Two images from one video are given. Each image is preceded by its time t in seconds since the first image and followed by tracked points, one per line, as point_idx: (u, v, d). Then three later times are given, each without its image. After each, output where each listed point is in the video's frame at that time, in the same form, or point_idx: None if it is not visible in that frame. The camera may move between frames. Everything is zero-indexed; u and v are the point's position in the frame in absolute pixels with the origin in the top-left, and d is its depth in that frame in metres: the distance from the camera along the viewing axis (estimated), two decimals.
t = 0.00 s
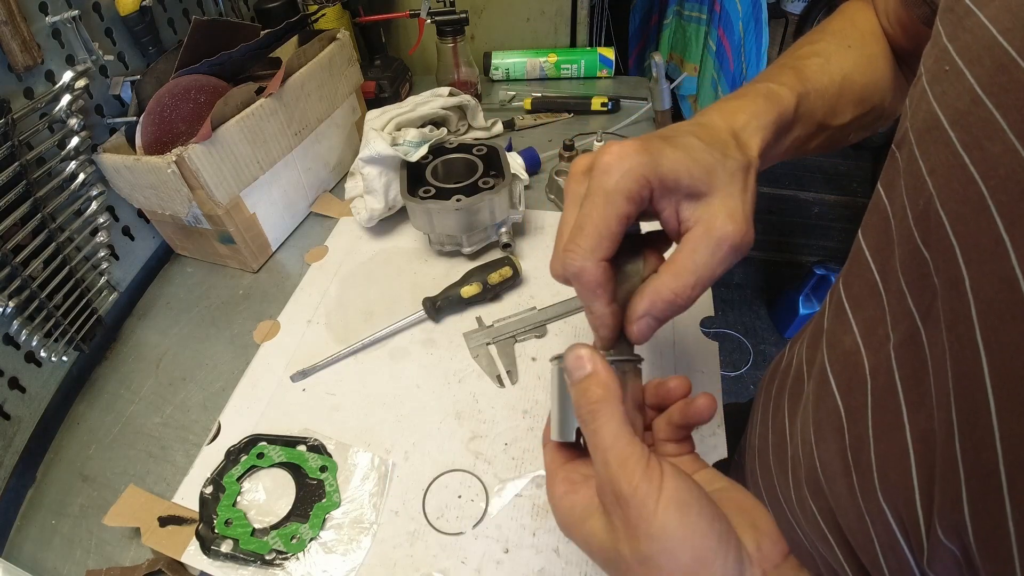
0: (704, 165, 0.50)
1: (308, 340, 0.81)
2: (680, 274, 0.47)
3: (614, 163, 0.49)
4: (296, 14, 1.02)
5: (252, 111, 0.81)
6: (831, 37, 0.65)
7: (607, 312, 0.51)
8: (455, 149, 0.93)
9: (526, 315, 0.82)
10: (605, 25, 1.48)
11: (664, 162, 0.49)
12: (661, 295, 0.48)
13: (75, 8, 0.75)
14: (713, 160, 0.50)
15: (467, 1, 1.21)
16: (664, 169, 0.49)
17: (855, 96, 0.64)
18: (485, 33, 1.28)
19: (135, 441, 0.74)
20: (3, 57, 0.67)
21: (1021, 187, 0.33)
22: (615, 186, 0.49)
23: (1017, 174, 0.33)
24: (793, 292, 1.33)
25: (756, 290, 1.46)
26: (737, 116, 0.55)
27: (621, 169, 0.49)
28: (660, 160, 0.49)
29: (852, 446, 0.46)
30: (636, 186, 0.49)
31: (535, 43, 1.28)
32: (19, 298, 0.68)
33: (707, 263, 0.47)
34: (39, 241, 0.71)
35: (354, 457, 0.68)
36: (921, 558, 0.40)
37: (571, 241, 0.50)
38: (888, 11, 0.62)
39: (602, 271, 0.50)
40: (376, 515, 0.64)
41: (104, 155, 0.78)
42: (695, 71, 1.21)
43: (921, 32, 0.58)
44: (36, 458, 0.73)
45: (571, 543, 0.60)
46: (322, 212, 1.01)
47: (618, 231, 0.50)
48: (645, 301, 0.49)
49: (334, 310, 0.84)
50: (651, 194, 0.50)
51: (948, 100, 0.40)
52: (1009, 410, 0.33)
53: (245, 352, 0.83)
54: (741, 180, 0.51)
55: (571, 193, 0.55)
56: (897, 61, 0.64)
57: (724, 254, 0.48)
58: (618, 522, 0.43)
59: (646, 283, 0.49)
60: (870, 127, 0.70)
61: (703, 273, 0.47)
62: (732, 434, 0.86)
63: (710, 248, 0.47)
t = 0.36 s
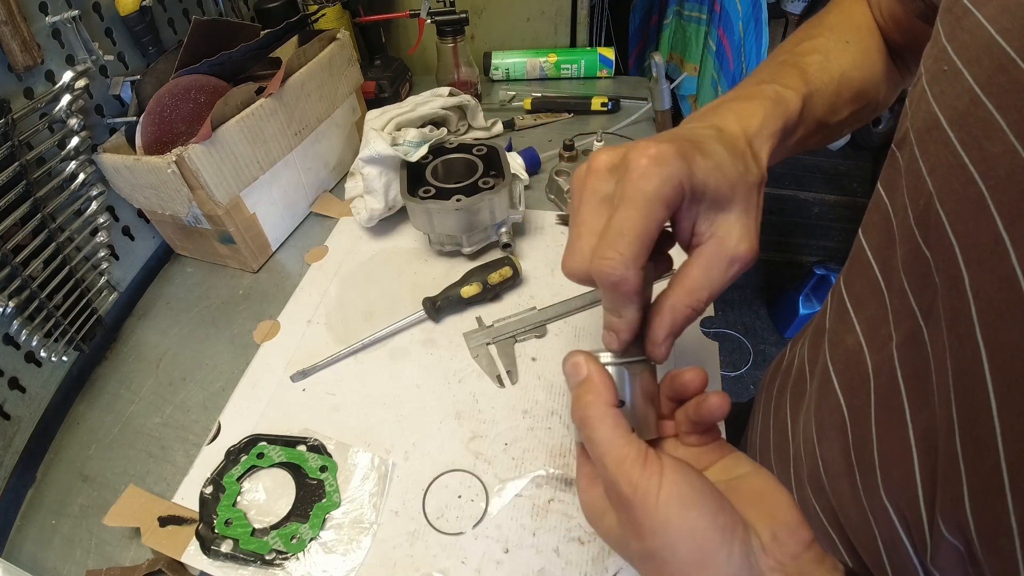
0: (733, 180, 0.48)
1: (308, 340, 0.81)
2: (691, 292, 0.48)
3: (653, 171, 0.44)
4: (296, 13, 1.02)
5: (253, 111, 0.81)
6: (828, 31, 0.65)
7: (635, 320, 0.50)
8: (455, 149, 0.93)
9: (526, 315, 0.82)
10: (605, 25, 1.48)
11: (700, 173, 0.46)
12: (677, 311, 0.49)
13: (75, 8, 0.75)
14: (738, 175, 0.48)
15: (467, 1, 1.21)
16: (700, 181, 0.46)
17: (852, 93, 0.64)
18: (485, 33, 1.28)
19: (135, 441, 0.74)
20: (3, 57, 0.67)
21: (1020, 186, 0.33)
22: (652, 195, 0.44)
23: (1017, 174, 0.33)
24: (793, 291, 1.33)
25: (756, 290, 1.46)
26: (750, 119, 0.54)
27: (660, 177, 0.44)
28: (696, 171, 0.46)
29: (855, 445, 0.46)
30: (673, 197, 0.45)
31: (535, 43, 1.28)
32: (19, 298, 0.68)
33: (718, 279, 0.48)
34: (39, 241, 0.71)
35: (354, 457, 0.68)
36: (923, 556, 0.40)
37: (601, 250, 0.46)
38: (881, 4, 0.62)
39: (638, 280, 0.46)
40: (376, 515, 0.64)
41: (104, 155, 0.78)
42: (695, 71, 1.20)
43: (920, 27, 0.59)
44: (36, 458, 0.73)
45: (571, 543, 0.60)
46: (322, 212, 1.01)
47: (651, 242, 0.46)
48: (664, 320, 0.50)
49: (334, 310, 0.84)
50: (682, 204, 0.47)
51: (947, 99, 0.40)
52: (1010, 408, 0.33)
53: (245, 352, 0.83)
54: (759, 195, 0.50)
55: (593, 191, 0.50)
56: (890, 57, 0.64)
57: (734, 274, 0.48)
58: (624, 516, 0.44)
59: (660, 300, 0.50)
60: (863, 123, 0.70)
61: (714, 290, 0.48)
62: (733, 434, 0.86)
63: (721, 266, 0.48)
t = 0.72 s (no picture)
0: (710, 154, 0.48)
1: (308, 340, 0.81)
2: (683, 273, 0.48)
3: (620, 148, 0.47)
4: (296, 13, 1.02)
5: (253, 111, 0.81)
6: (821, 24, 0.65)
7: (621, 302, 0.50)
8: (455, 149, 0.93)
9: (526, 316, 0.82)
10: (605, 25, 1.48)
11: (671, 148, 0.47)
12: (670, 295, 0.48)
13: (75, 8, 0.75)
14: (717, 150, 0.49)
15: (467, 1, 1.21)
16: (672, 156, 0.47)
17: (846, 84, 0.63)
18: (485, 33, 1.27)
19: (134, 441, 0.74)
20: (3, 57, 0.67)
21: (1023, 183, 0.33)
22: (621, 174, 0.47)
23: (1019, 170, 0.33)
24: (793, 291, 1.33)
25: (756, 290, 1.46)
26: (736, 99, 0.55)
27: (629, 153, 0.47)
28: (668, 146, 0.47)
29: (854, 443, 0.46)
30: (645, 171, 0.47)
31: (535, 43, 1.28)
32: (19, 298, 0.68)
33: (710, 257, 0.48)
34: (39, 241, 0.71)
35: (354, 457, 0.69)
36: (924, 554, 0.40)
37: (580, 231, 0.48)
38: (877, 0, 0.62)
39: (617, 260, 0.48)
40: (376, 515, 0.64)
41: (104, 155, 0.78)
42: (695, 71, 1.21)
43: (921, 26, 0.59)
44: (36, 458, 0.73)
45: (571, 543, 0.60)
46: (322, 212, 1.01)
47: (628, 216, 0.48)
48: (657, 306, 0.49)
49: (334, 310, 0.84)
50: (658, 181, 0.49)
51: (948, 96, 0.40)
52: (1014, 404, 0.32)
53: (245, 352, 0.83)
54: (744, 169, 0.50)
55: (573, 176, 0.53)
56: (884, 51, 0.64)
57: (724, 249, 0.48)
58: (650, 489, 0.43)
59: (653, 286, 0.50)
60: (857, 117, 0.70)
61: (705, 268, 0.48)
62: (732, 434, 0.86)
63: (710, 241, 0.47)
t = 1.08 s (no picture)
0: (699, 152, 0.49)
1: (308, 340, 0.81)
2: (674, 270, 0.47)
3: (610, 149, 0.48)
4: (296, 13, 1.02)
5: (252, 111, 0.81)
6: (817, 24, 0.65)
7: (616, 302, 0.49)
8: (455, 149, 0.93)
9: (526, 316, 0.82)
10: (605, 25, 1.47)
11: (660, 146, 0.48)
12: (660, 292, 0.47)
13: (75, 8, 0.75)
14: (708, 149, 0.49)
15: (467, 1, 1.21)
16: (661, 154, 0.48)
17: (839, 84, 0.63)
18: (485, 33, 1.27)
19: (134, 441, 0.74)
20: (3, 57, 0.67)
21: (1020, 178, 0.33)
22: (611, 172, 0.48)
23: (1016, 165, 0.33)
24: (793, 291, 1.33)
25: (756, 290, 1.46)
26: (733, 102, 0.55)
27: (617, 154, 0.48)
28: (657, 144, 0.48)
29: (850, 442, 0.46)
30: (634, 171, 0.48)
31: (535, 43, 1.28)
32: (19, 298, 0.68)
33: (700, 255, 0.47)
34: (39, 241, 0.71)
35: (354, 457, 0.68)
36: (923, 553, 0.41)
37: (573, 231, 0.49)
38: None
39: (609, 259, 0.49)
40: (376, 515, 0.64)
41: (104, 155, 0.78)
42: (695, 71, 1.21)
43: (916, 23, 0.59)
44: (36, 458, 0.73)
45: (571, 543, 0.60)
46: (322, 212, 1.01)
47: (616, 215, 0.48)
48: (650, 304, 0.48)
49: (334, 310, 0.84)
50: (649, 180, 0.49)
51: (943, 91, 0.40)
52: (1011, 400, 0.32)
53: (245, 352, 0.83)
54: (734, 167, 0.50)
55: (567, 180, 0.54)
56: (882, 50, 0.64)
57: (716, 247, 0.47)
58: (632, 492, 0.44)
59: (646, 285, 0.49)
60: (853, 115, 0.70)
61: (697, 266, 0.47)
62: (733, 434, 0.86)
63: (701, 240, 0.47)
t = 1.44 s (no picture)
0: (645, 120, 0.51)
1: (309, 340, 0.81)
2: (617, 234, 0.48)
3: (552, 108, 0.52)
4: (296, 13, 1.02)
5: (253, 111, 0.81)
6: (806, 23, 0.65)
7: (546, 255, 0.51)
8: (455, 149, 0.93)
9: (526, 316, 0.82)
10: (605, 25, 1.47)
11: (603, 110, 0.51)
12: (602, 254, 0.48)
13: (75, 8, 0.75)
14: (653, 119, 0.51)
15: (467, 1, 1.21)
16: (603, 117, 0.51)
17: (820, 81, 0.63)
18: (485, 33, 1.27)
19: (134, 441, 0.74)
20: (3, 57, 0.67)
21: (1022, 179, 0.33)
22: (552, 130, 0.51)
23: (1017, 165, 0.33)
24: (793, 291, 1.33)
25: (756, 290, 1.46)
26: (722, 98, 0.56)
27: (559, 113, 0.51)
28: (599, 108, 0.51)
29: (847, 443, 0.46)
30: (572, 128, 0.51)
31: (535, 43, 1.27)
32: (19, 298, 0.68)
33: (643, 219, 0.48)
34: (39, 241, 0.71)
35: (354, 457, 0.69)
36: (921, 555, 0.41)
37: (511, 182, 0.52)
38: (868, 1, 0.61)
39: (538, 212, 0.51)
40: (376, 515, 0.64)
41: (104, 155, 0.78)
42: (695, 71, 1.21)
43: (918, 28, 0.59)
44: (36, 458, 0.73)
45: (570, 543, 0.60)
46: (322, 212, 1.01)
47: (553, 171, 0.51)
48: (589, 266, 0.48)
49: (334, 310, 0.84)
50: (591, 143, 0.52)
51: (942, 90, 0.40)
52: (1013, 402, 0.32)
53: (245, 352, 0.83)
54: (683, 138, 0.52)
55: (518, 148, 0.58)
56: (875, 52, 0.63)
57: (660, 212, 0.48)
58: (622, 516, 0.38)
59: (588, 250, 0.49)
60: (840, 117, 0.70)
61: (639, 230, 0.48)
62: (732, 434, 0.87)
63: (645, 204, 0.48)
